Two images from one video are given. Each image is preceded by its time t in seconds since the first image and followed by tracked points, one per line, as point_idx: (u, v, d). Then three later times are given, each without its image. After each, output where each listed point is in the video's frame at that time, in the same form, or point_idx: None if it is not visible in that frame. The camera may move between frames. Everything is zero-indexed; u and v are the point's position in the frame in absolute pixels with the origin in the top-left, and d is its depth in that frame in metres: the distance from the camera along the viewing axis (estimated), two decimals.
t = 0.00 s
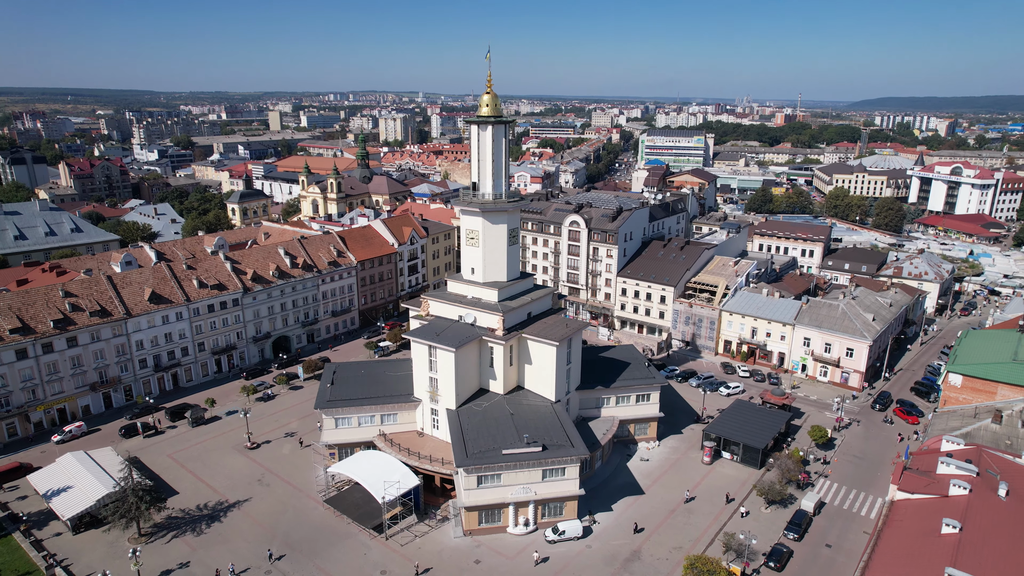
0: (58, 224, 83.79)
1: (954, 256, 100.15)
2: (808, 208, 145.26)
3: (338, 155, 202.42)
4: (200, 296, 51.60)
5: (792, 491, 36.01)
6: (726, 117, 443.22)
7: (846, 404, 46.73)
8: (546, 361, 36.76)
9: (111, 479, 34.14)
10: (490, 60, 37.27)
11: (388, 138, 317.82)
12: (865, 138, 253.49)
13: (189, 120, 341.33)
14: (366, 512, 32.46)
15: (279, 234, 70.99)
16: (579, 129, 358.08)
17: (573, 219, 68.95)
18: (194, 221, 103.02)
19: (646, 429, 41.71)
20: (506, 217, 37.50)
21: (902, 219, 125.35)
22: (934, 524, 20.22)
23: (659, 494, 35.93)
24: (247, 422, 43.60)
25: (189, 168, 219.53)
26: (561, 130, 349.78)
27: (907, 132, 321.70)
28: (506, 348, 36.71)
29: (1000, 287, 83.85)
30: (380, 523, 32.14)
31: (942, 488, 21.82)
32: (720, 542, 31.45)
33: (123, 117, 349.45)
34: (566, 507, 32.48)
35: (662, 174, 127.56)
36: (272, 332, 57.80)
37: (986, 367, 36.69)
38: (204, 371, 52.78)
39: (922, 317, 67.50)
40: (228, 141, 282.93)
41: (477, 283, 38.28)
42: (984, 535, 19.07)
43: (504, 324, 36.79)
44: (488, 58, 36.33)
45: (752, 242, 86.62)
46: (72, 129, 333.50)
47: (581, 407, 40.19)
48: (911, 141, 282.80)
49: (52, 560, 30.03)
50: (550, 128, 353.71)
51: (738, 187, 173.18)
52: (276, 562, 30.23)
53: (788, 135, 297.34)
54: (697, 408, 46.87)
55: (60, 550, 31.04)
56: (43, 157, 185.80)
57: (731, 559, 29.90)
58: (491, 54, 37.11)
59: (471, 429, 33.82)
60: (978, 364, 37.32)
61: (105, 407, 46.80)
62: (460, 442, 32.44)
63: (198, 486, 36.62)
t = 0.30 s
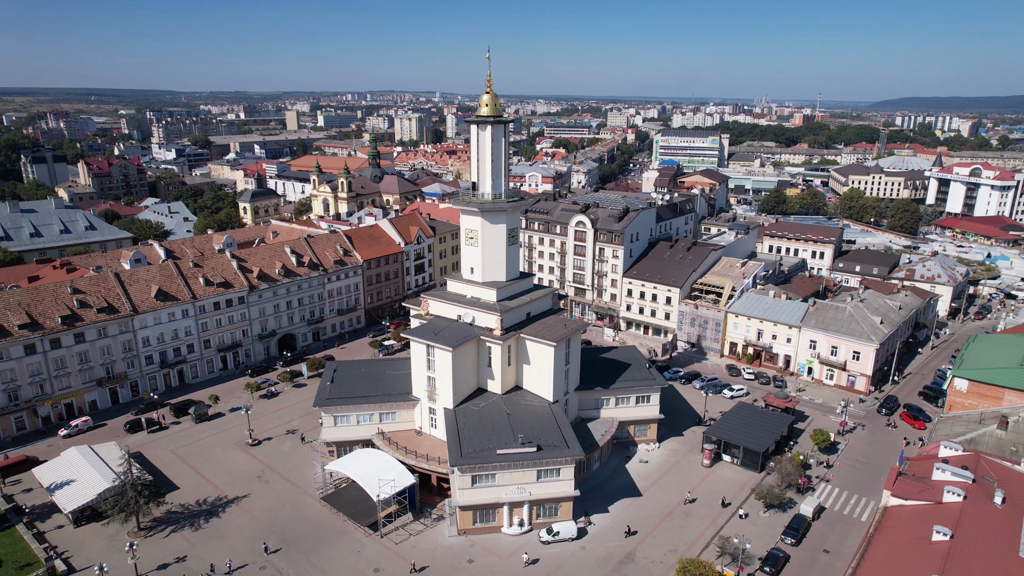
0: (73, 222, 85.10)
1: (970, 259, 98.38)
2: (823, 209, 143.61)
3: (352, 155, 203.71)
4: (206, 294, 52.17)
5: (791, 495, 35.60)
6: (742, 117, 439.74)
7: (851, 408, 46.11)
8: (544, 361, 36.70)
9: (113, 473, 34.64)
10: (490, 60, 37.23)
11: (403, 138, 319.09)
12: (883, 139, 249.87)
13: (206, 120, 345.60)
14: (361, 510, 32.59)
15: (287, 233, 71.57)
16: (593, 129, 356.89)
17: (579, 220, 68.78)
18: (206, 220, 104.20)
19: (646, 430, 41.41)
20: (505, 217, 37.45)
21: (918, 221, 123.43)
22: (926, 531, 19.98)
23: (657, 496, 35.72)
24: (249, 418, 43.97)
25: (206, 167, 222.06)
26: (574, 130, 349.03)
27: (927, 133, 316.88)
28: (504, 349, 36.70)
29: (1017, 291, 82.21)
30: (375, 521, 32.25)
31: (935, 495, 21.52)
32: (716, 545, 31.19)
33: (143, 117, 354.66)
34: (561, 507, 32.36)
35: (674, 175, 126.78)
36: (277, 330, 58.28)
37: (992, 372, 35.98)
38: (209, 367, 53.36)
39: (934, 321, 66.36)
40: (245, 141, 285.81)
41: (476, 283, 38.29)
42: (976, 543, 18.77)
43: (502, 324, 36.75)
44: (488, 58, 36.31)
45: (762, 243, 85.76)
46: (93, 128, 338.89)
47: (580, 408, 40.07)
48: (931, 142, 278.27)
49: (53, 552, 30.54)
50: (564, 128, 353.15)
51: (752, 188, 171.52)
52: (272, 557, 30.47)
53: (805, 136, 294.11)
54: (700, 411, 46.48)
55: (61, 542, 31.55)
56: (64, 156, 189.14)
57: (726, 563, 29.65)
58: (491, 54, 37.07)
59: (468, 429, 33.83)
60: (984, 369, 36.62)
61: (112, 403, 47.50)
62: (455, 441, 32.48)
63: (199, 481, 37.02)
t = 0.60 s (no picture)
0: (87, 220, 86.29)
1: (987, 262, 96.59)
2: (837, 211, 141.92)
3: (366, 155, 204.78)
4: (212, 291, 52.77)
5: (791, 499, 35.20)
6: (759, 117, 435.45)
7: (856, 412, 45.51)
8: (542, 361, 36.61)
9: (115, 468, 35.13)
10: (490, 60, 37.21)
11: (418, 138, 320.02)
12: (902, 140, 246.23)
13: (224, 120, 349.74)
14: (357, 508, 32.76)
15: (295, 232, 72.12)
16: (608, 129, 355.53)
17: (585, 220, 68.58)
18: (218, 218, 105.36)
19: (647, 432, 41.10)
20: (504, 217, 37.41)
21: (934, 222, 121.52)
22: (916, 539, 19.60)
23: (654, 498, 35.50)
24: (251, 416, 44.31)
25: (222, 166, 224.44)
26: (589, 130, 348.20)
27: (948, 134, 311.67)
28: (502, 348, 36.66)
29: None
30: (370, 519, 32.39)
31: (928, 501, 21.12)
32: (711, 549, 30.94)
33: (163, 117, 359.39)
34: (557, 508, 32.23)
35: (685, 176, 126.03)
36: (283, 328, 58.76)
37: (998, 377, 35.29)
38: (215, 364, 53.97)
39: (946, 324, 65.26)
40: (261, 140, 288.15)
41: (475, 282, 38.27)
42: (965, 551, 18.38)
43: (500, 324, 36.68)
44: (488, 58, 36.30)
45: (772, 245, 84.86)
46: (114, 127, 344.20)
47: (579, 409, 39.97)
48: (952, 142, 273.65)
49: (54, 544, 31.05)
50: (578, 128, 352.33)
51: (766, 189, 169.76)
52: (267, 554, 30.69)
53: (822, 136, 290.63)
54: (702, 413, 46.12)
55: (63, 534, 32.06)
56: (83, 155, 192.23)
57: (720, 566, 29.39)
58: (491, 54, 37.06)
59: (464, 428, 33.86)
60: (990, 374, 35.94)
61: (118, 398, 48.20)
62: (451, 441, 32.53)
63: (199, 477, 37.41)
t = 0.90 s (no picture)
0: (102, 218, 87.30)
1: (1004, 265, 94.76)
2: (852, 212, 140.07)
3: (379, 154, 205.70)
4: (218, 289, 53.33)
5: (790, 504, 34.81)
6: (776, 117, 431.00)
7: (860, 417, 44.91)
8: (540, 361, 36.53)
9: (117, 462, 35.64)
10: (490, 59, 37.15)
11: (433, 138, 320.90)
12: (922, 140, 242.32)
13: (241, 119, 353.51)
14: (352, 506, 32.89)
15: (303, 231, 72.66)
16: (622, 129, 354.01)
17: (591, 220, 68.38)
18: (230, 216, 106.51)
19: (647, 434, 40.86)
20: (503, 217, 37.38)
21: (950, 224, 119.51)
22: (905, 546, 19.26)
23: (652, 500, 35.27)
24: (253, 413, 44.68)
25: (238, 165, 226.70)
26: (603, 130, 347.14)
27: (970, 135, 306.06)
28: (500, 348, 36.68)
29: None
30: (365, 517, 32.52)
31: (921, 508, 20.75)
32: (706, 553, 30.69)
33: (181, 117, 364.04)
34: (552, 509, 32.12)
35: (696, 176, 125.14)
36: (289, 326, 59.20)
37: (1005, 383, 34.59)
38: (221, 362, 54.55)
39: (958, 328, 64.08)
40: (277, 139, 290.40)
41: (474, 282, 38.27)
42: (954, 560, 18.05)
43: (498, 324, 36.61)
44: (488, 58, 36.29)
45: (782, 246, 84.02)
46: (134, 126, 349.25)
47: (578, 409, 39.86)
48: (973, 143, 268.57)
49: (56, 536, 31.58)
50: (592, 129, 351.36)
51: (781, 190, 167.95)
52: (263, 549, 30.97)
53: (840, 137, 286.97)
54: (704, 416, 45.75)
55: (64, 527, 32.57)
56: (102, 154, 195.28)
57: (715, 570, 29.15)
58: (491, 53, 36.99)
59: (460, 428, 33.89)
60: (997, 379, 35.23)
61: (125, 394, 48.89)
62: (446, 440, 32.59)
63: (200, 473, 37.82)
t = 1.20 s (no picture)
0: (115, 216, 88.59)
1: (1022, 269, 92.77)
2: (867, 214, 138.16)
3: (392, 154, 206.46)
4: (224, 287, 53.90)
5: (789, 508, 34.45)
6: (793, 118, 426.16)
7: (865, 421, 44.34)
8: (538, 362, 36.47)
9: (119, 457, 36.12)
10: (490, 59, 37.17)
11: (447, 138, 321.45)
12: (942, 141, 238.21)
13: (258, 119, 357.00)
14: (349, 503, 33.11)
15: (311, 229, 73.17)
16: (637, 129, 352.24)
17: (597, 220, 68.17)
18: (242, 215, 107.52)
19: (646, 435, 40.63)
20: (502, 217, 37.39)
21: (967, 227, 117.37)
22: (893, 553, 19.00)
23: (649, 502, 35.08)
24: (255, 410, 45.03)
25: (253, 164, 228.75)
26: (617, 131, 345.82)
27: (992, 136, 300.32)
28: (497, 348, 36.69)
29: None
30: (361, 515, 32.69)
31: (912, 515, 20.43)
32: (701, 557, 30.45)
33: (200, 117, 368.38)
34: (547, 510, 32.04)
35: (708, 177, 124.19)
36: (294, 324, 59.64)
37: (1011, 389, 33.94)
38: (226, 359, 55.09)
39: (970, 332, 62.89)
40: (293, 139, 292.57)
41: (473, 282, 38.28)
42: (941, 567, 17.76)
43: (496, 324, 36.60)
44: (488, 58, 36.33)
45: (792, 248, 83.12)
46: (154, 126, 353.98)
47: (577, 410, 39.76)
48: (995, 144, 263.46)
49: (57, 529, 32.08)
50: (606, 129, 350.06)
51: (796, 191, 166.04)
52: (258, 544, 31.22)
53: (858, 138, 283.05)
54: (706, 418, 45.38)
55: (66, 520, 33.07)
56: (120, 153, 198.10)
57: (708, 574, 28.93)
58: (491, 53, 36.99)
59: (456, 427, 33.95)
60: (1003, 385, 34.57)
61: (132, 389, 49.56)
62: (441, 439, 32.66)
63: (201, 469, 38.22)
